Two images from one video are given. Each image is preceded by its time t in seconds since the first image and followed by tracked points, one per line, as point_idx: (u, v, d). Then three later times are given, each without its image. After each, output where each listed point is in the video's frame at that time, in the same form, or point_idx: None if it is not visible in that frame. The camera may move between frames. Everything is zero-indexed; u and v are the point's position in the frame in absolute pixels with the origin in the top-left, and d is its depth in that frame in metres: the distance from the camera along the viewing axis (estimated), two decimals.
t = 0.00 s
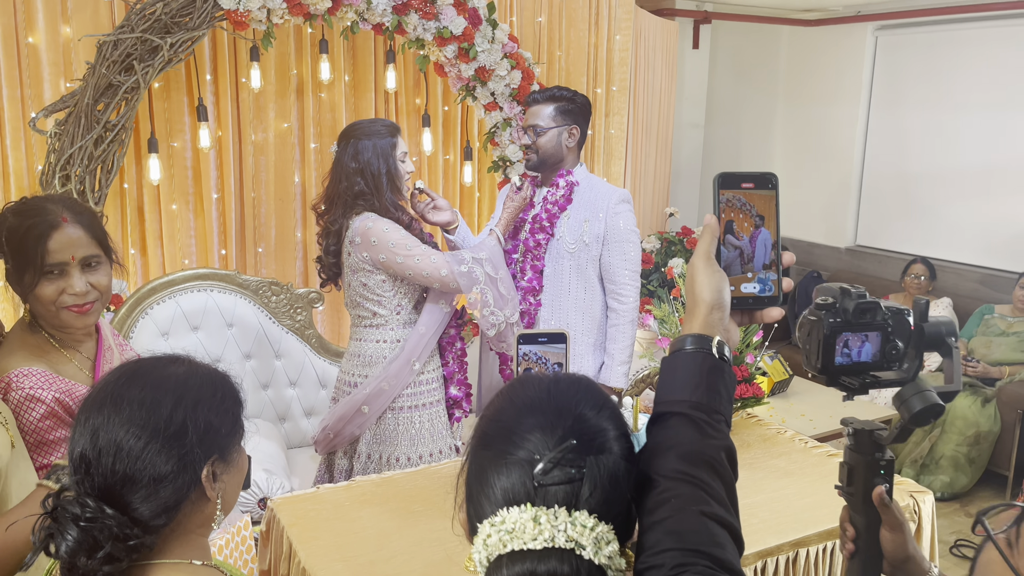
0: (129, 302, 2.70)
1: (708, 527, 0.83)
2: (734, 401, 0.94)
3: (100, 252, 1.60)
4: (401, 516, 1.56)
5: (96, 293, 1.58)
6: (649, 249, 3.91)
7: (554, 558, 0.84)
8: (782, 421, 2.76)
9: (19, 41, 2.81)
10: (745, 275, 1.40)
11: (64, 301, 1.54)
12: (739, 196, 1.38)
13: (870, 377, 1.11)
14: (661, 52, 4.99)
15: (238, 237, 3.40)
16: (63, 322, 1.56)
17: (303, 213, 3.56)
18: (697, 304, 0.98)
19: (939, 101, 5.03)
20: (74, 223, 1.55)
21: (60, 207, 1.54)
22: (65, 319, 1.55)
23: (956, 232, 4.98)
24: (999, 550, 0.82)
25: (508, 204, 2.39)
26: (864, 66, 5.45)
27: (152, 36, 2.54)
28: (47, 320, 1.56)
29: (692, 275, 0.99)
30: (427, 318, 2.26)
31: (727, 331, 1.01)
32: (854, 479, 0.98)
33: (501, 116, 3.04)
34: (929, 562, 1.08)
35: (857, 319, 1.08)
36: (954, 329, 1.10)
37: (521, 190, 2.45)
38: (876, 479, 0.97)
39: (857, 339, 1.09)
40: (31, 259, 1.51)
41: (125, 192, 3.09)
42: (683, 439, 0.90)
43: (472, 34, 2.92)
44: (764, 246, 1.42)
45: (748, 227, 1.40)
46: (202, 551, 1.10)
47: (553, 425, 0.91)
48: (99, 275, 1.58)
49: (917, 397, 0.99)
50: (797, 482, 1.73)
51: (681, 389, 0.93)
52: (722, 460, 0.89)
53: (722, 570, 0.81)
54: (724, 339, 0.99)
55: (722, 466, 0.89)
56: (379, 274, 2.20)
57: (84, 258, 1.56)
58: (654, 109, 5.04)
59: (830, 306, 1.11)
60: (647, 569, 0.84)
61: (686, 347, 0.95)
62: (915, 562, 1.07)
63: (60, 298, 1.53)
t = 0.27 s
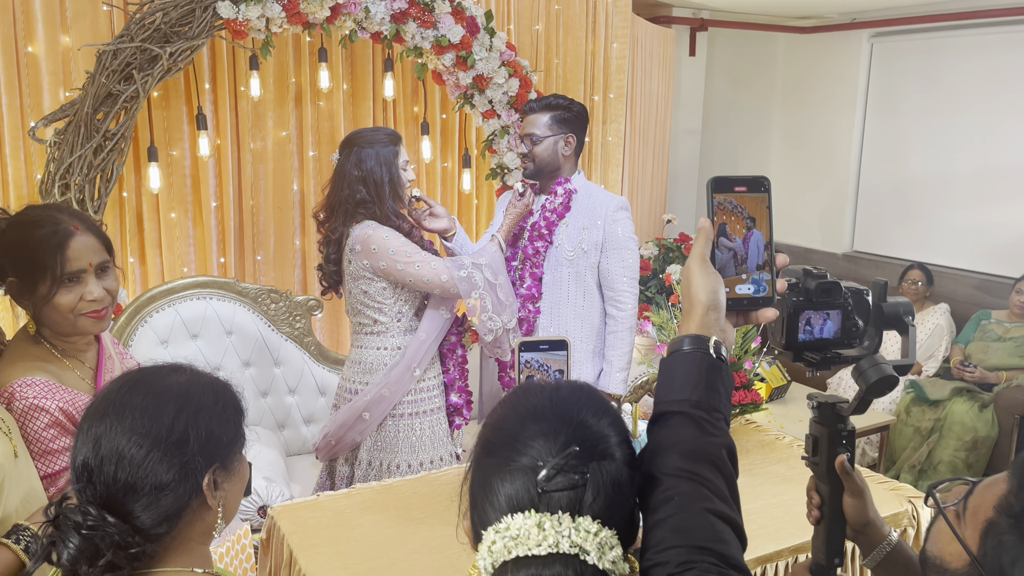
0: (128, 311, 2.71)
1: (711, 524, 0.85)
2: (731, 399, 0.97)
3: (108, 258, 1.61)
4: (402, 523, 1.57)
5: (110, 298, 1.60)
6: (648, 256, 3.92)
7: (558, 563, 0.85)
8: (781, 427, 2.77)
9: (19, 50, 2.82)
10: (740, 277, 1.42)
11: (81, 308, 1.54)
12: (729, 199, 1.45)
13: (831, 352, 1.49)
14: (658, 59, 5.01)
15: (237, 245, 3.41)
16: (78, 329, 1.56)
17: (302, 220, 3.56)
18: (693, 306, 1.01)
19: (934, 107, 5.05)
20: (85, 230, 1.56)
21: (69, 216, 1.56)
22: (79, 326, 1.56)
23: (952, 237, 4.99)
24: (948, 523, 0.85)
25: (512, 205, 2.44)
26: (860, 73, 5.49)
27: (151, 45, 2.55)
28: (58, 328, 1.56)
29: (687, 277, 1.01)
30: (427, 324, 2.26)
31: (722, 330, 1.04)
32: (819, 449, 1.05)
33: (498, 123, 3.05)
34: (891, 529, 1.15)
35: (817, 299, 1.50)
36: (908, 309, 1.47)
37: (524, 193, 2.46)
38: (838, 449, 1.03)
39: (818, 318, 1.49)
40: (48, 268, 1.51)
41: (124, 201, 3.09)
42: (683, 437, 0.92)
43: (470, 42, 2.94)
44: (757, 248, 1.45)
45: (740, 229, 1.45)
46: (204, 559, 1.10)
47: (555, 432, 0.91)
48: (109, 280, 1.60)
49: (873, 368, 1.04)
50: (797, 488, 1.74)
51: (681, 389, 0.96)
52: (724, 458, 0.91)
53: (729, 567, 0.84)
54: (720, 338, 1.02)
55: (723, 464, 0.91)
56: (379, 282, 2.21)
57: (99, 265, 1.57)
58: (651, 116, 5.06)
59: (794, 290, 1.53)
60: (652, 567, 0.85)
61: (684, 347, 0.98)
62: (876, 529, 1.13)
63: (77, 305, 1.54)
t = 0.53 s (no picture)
0: (125, 315, 2.71)
1: (710, 525, 0.85)
2: (727, 401, 0.97)
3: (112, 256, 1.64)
4: (398, 529, 1.56)
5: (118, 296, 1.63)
6: (644, 261, 3.93)
7: (558, 571, 0.85)
8: (778, 432, 2.77)
9: (14, 56, 2.81)
10: (731, 280, 1.52)
11: (100, 306, 1.57)
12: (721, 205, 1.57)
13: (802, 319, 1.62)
14: (654, 65, 5.03)
15: (233, 251, 3.41)
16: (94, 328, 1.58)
17: (298, 225, 3.56)
18: (687, 310, 1.01)
19: (928, 112, 5.07)
20: (95, 230, 1.58)
21: (79, 217, 1.57)
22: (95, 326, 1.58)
23: (947, 242, 5.01)
24: (913, 498, 0.77)
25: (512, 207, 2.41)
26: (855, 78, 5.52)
27: (147, 52, 2.55)
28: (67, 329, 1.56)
29: (681, 281, 1.01)
30: (424, 330, 2.26)
31: (717, 334, 1.04)
32: (792, 416, 0.98)
33: (495, 129, 3.09)
34: (862, 493, 1.08)
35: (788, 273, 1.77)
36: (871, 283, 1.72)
37: (524, 194, 2.44)
38: (810, 414, 0.96)
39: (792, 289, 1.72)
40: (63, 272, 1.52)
41: (119, 207, 3.08)
42: (680, 439, 0.92)
43: (466, 48, 2.94)
44: (749, 252, 1.56)
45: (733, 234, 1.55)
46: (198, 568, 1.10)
47: (553, 438, 0.91)
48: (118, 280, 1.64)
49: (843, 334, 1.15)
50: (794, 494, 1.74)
51: (676, 393, 0.96)
52: (721, 459, 0.92)
53: (727, 567, 0.83)
54: (714, 342, 1.02)
55: (721, 465, 0.91)
56: (379, 287, 2.20)
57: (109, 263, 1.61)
58: (647, 122, 5.07)
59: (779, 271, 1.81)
60: (653, 568, 0.85)
61: (679, 350, 0.98)
62: (846, 492, 1.07)
63: (97, 303, 1.56)
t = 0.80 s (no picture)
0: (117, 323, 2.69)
1: (709, 525, 0.85)
2: (723, 403, 0.97)
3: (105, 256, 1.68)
4: (393, 536, 1.56)
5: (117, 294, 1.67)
6: (639, 266, 3.93)
7: None
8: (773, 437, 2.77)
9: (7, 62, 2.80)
10: (727, 282, 1.64)
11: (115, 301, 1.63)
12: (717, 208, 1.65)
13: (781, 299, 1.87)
14: (648, 71, 5.04)
15: (227, 257, 3.40)
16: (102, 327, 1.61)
17: (293, 230, 3.55)
18: (683, 313, 1.01)
19: (921, 118, 5.09)
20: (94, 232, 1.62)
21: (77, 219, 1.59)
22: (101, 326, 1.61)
23: (940, 247, 5.02)
24: (886, 485, 0.86)
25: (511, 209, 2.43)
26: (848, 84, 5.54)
27: (141, 57, 2.55)
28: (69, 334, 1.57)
29: (676, 282, 1.00)
30: (422, 335, 2.25)
31: (711, 335, 1.04)
32: (773, 396, 1.05)
33: (490, 135, 3.06)
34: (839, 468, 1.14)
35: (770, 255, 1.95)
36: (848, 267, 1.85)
37: (520, 196, 2.45)
38: (789, 393, 1.03)
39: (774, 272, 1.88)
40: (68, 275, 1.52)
41: (113, 212, 3.07)
42: (676, 441, 0.92)
43: (461, 54, 2.95)
44: (744, 255, 1.67)
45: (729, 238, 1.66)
46: None
47: (546, 445, 0.91)
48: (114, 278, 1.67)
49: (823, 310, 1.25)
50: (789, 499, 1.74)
51: (673, 394, 0.96)
52: (717, 459, 0.92)
53: (723, 567, 0.83)
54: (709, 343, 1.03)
55: (717, 466, 0.91)
56: (378, 293, 2.20)
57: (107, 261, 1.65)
58: (642, 128, 5.08)
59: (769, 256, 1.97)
60: (651, 568, 0.85)
61: (675, 352, 0.98)
62: (824, 468, 1.13)
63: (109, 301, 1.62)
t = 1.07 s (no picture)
0: (111, 327, 2.69)
1: (704, 529, 0.85)
2: (719, 409, 0.96)
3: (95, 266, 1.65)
4: (388, 541, 1.55)
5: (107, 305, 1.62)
6: (634, 271, 3.94)
7: None
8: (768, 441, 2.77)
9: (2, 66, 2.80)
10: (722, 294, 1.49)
11: (96, 312, 1.57)
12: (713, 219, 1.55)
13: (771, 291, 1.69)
14: (643, 76, 5.05)
15: (222, 261, 3.39)
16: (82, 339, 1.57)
17: (288, 234, 3.55)
18: (679, 321, 1.03)
19: (914, 123, 5.11)
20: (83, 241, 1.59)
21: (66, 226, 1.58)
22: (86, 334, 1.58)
23: (934, 252, 5.04)
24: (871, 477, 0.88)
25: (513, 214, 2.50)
26: (843, 89, 5.56)
27: (136, 61, 2.55)
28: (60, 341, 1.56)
29: (672, 292, 1.04)
30: (419, 340, 2.25)
31: (707, 345, 1.06)
32: (758, 385, 1.10)
33: (485, 139, 3.09)
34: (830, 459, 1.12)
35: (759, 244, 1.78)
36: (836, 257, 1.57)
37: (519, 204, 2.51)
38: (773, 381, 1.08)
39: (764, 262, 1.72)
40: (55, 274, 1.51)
41: (107, 217, 3.07)
42: (672, 447, 0.92)
43: (456, 59, 2.96)
44: (740, 267, 1.54)
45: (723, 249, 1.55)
46: None
47: (540, 451, 0.91)
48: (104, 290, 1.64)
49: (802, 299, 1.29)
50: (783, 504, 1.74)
51: (669, 400, 0.96)
52: (714, 465, 0.91)
53: (719, 570, 0.83)
54: (705, 352, 1.04)
55: (713, 470, 0.90)
56: (374, 298, 2.20)
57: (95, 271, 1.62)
58: (637, 132, 5.09)
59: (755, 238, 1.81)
60: (649, 570, 0.84)
61: (671, 360, 0.98)
62: (810, 455, 1.12)
63: (93, 310, 1.57)
